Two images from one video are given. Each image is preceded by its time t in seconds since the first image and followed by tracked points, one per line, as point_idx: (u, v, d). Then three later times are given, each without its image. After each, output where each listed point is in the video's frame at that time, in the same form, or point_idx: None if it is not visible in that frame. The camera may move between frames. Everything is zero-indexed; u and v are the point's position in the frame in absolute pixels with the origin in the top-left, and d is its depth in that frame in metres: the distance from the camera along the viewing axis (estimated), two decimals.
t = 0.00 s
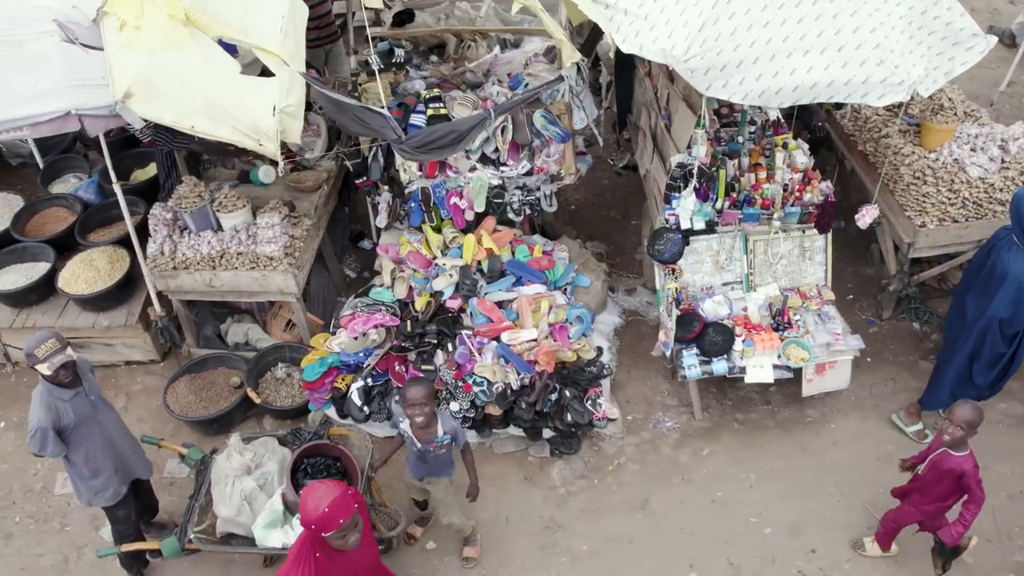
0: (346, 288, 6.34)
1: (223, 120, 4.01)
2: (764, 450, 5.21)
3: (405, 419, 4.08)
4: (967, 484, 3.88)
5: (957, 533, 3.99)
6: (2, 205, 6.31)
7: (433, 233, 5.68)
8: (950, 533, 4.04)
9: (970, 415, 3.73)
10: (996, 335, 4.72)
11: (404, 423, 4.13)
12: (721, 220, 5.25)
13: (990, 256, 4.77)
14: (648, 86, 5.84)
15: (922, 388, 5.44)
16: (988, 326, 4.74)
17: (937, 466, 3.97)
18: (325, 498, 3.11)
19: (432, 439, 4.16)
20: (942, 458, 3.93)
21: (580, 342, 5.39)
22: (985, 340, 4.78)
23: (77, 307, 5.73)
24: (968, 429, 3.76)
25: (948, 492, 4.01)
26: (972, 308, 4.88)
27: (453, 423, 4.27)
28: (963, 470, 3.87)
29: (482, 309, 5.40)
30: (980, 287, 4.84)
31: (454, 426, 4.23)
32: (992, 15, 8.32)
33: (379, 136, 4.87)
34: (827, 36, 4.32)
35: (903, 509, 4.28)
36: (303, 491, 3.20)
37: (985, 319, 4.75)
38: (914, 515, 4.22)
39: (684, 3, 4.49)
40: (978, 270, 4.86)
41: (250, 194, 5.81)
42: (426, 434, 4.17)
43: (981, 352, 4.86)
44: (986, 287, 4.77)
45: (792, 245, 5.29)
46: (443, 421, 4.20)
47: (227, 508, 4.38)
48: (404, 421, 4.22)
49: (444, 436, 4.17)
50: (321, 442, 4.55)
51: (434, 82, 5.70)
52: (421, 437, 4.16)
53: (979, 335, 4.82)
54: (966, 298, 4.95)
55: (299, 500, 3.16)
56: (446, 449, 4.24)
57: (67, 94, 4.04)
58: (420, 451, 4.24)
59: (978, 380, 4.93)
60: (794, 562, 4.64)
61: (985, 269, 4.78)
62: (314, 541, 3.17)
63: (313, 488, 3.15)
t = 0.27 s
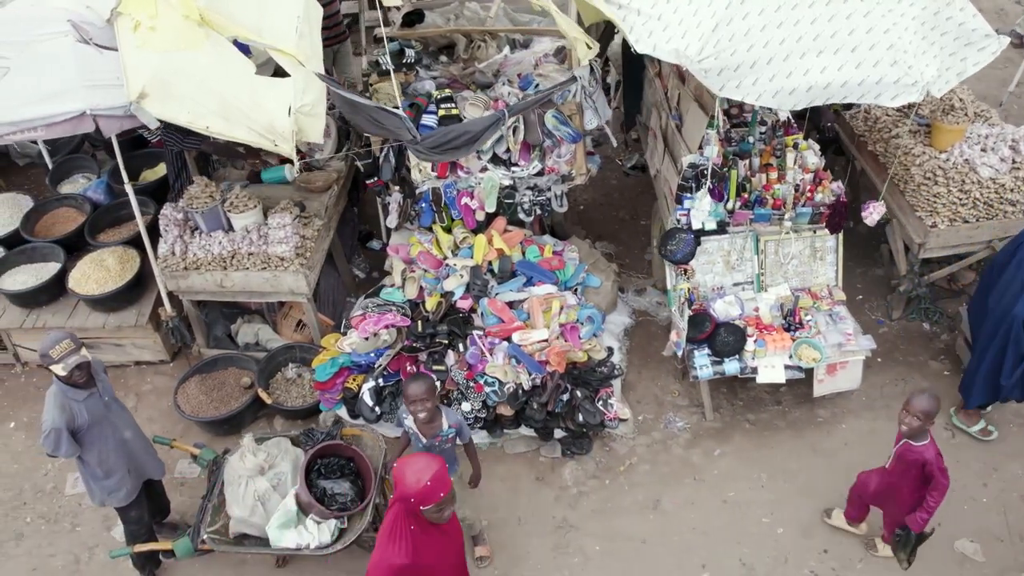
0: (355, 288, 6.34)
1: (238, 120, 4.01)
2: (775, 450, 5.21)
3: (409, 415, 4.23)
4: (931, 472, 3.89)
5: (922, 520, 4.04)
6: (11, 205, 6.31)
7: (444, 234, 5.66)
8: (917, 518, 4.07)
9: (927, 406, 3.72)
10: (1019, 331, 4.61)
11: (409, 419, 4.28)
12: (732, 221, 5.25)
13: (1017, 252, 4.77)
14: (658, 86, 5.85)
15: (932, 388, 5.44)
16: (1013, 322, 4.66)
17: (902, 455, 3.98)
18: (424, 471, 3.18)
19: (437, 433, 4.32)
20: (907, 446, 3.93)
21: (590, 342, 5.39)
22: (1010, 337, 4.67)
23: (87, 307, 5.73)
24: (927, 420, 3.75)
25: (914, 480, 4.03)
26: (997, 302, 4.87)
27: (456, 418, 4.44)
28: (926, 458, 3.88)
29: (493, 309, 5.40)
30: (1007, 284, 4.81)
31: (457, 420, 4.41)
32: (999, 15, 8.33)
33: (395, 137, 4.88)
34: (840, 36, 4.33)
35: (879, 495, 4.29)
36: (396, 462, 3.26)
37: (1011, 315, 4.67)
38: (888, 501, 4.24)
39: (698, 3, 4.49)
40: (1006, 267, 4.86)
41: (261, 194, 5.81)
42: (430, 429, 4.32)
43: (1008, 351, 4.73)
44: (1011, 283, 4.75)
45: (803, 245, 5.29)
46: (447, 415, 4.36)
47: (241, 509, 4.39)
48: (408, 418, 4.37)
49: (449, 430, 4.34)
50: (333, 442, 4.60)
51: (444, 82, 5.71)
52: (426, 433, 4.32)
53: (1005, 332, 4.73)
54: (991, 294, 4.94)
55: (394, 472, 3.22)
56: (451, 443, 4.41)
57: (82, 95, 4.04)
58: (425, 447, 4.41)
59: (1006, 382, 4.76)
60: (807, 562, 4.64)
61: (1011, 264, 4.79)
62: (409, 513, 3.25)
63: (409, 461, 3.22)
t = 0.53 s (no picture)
0: (365, 288, 6.34)
1: (254, 120, 4.01)
2: (787, 451, 5.21)
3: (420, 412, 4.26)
4: (884, 460, 3.95)
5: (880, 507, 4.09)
6: (20, 205, 6.31)
7: (456, 234, 5.69)
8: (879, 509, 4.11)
9: (879, 394, 3.77)
10: None
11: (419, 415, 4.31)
12: (743, 221, 5.26)
13: None
14: (669, 87, 5.85)
15: (943, 388, 5.45)
16: None
17: (858, 442, 4.02)
18: (517, 464, 3.03)
19: (447, 430, 4.35)
20: (863, 434, 3.98)
21: (601, 343, 5.39)
22: None
23: (98, 308, 5.73)
24: (878, 408, 3.81)
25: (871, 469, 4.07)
26: None
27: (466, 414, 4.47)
28: (881, 446, 3.93)
29: (505, 309, 5.39)
30: None
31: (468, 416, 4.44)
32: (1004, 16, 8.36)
33: (410, 138, 4.89)
34: (854, 37, 4.33)
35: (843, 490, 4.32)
36: (486, 456, 3.12)
37: None
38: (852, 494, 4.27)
39: (712, 3, 4.50)
40: None
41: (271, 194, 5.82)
42: (441, 425, 4.35)
43: None
44: None
45: (814, 246, 5.29)
46: (458, 412, 4.37)
47: (254, 509, 4.38)
48: (418, 414, 4.38)
49: (460, 426, 4.37)
50: (349, 442, 4.61)
51: (454, 83, 5.71)
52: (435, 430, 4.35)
53: None
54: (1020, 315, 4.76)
55: (484, 467, 3.08)
56: (460, 440, 4.45)
57: (97, 95, 4.02)
58: (435, 443, 4.45)
59: None
60: (820, 562, 4.64)
61: None
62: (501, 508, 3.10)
63: (500, 454, 3.07)
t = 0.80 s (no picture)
0: (375, 288, 6.33)
1: (270, 121, 4.01)
2: (799, 451, 5.22)
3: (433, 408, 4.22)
4: (844, 451, 3.97)
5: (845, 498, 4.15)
6: (29, 205, 6.30)
7: (467, 234, 5.68)
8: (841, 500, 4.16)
9: (835, 388, 3.77)
10: None
11: (432, 412, 4.27)
12: (755, 221, 5.28)
13: None
14: (680, 87, 5.85)
15: (954, 388, 5.45)
16: None
17: (819, 434, 4.03)
18: (621, 461, 2.91)
19: (461, 426, 4.29)
20: (823, 427, 3.99)
21: (613, 343, 5.39)
22: None
23: (108, 308, 5.73)
24: (833, 400, 3.83)
25: (832, 460, 4.10)
26: None
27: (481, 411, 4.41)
28: (840, 437, 3.95)
29: (517, 310, 5.39)
30: None
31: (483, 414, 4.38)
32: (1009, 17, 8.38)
33: (426, 138, 4.89)
34: (868, 38, 4.31)
35: (803, 486, 4.32)
36: (585, 461, 2.96)
37: None
38: (813, 489, 4.27)
39: (726, 4, 4.50)
40: None
41: (282, 195, 5.81)
42: (455, 422, 4.29)
43: None
44: None
45: (826, 246, 5.29)
46: (470, 409, 4.33)
47: (268, 509, 4.38)
48: (432, 410, 4.33)
49: (473, 423, 4.31)
50: (362, 445, 4.58)
51: (464, 83, 5.70)
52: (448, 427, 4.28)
53: None
54: None
55: (587, 474, 2.92)
56: (473, 438, 4.38)
57: (114, 95, 4.03)
58: (448, 442, 4.37)
59: None
60: (833, 563, 4.65)
61: None
62: (603, 509, 2.99)
63: (599, 457, 2.92)
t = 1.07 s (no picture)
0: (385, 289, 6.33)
1: (287, 122, 4.01)
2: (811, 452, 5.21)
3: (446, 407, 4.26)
4: (808, 449, 4.04)
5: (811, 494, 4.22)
6: (39, 205, 6.30)
7: (478, 235, 5.67)
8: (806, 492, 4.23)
9: (795, 388, 3.86)
10: None
11: (446, 411, 4.28)
12: (767, 223, 5.29)
13: None
14: (692, 87, 5.84)
15: (966, 389, 5.45)
16: None
17: (780, 437, 4.05)
18: (706, 446, 3.08)
19: (475, 426, 4.29)
20: (783, 428, 4.03)
21: (625, 344, 5.39)
22: None
23: (118, 309, 5.72)
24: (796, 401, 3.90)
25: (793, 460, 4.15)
26: None
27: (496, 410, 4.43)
28: (803, 436, 4.01)
29: (529, 311, 5.39)
30: None
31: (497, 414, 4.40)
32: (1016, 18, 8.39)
33: (442, 140, 4.88)
34: (883, 39, 4.31)
35: (769, 490, 4.36)
36: (670, 453, 3.11)
37: None
38: (779, 492, 4.32)
39: (741, 5, 4.50)
40: None
41: (293, 196, 5.82)
42: (470, 421, 4.30)
43: None
44: None
45: (838, 247, 5.29)
46: (485, 407, 4.36)
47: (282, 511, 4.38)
48: (446, 410, 4.36)
49: (487, 422, 4.33)
50: (376, 446, 4.59)
51: (474, 84, 5.70)
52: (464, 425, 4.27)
53: None
54: None
55: (677, 465, 3.08)
56: (487, 437, 4.39)
57: (130, 96, 4.02)
58: (462, 441, 4.39)
59: None
60: (847, 564, 4.64)
61: None
62: (689, 493, 3.19)
63: (686, 445, 3.08)
